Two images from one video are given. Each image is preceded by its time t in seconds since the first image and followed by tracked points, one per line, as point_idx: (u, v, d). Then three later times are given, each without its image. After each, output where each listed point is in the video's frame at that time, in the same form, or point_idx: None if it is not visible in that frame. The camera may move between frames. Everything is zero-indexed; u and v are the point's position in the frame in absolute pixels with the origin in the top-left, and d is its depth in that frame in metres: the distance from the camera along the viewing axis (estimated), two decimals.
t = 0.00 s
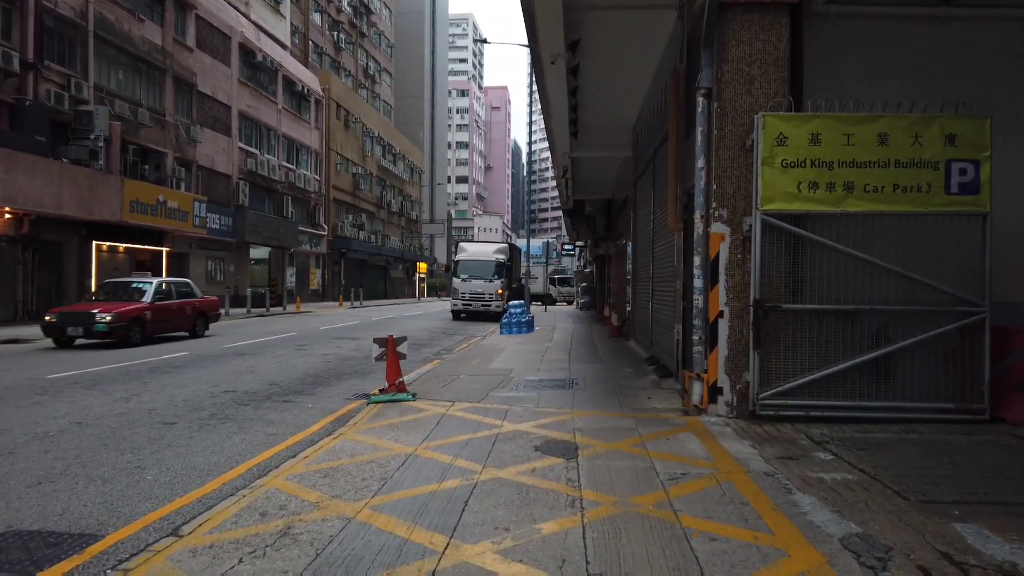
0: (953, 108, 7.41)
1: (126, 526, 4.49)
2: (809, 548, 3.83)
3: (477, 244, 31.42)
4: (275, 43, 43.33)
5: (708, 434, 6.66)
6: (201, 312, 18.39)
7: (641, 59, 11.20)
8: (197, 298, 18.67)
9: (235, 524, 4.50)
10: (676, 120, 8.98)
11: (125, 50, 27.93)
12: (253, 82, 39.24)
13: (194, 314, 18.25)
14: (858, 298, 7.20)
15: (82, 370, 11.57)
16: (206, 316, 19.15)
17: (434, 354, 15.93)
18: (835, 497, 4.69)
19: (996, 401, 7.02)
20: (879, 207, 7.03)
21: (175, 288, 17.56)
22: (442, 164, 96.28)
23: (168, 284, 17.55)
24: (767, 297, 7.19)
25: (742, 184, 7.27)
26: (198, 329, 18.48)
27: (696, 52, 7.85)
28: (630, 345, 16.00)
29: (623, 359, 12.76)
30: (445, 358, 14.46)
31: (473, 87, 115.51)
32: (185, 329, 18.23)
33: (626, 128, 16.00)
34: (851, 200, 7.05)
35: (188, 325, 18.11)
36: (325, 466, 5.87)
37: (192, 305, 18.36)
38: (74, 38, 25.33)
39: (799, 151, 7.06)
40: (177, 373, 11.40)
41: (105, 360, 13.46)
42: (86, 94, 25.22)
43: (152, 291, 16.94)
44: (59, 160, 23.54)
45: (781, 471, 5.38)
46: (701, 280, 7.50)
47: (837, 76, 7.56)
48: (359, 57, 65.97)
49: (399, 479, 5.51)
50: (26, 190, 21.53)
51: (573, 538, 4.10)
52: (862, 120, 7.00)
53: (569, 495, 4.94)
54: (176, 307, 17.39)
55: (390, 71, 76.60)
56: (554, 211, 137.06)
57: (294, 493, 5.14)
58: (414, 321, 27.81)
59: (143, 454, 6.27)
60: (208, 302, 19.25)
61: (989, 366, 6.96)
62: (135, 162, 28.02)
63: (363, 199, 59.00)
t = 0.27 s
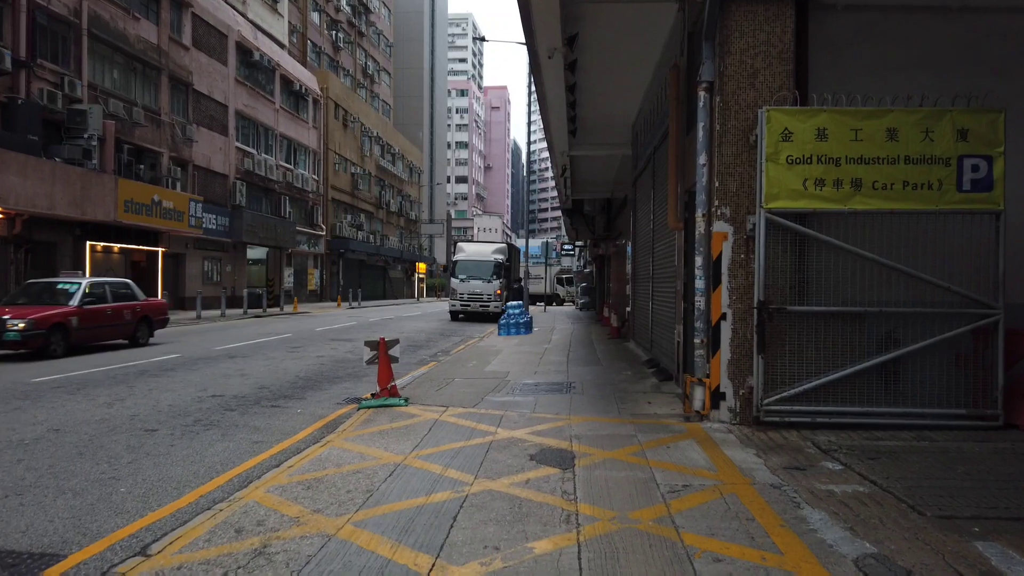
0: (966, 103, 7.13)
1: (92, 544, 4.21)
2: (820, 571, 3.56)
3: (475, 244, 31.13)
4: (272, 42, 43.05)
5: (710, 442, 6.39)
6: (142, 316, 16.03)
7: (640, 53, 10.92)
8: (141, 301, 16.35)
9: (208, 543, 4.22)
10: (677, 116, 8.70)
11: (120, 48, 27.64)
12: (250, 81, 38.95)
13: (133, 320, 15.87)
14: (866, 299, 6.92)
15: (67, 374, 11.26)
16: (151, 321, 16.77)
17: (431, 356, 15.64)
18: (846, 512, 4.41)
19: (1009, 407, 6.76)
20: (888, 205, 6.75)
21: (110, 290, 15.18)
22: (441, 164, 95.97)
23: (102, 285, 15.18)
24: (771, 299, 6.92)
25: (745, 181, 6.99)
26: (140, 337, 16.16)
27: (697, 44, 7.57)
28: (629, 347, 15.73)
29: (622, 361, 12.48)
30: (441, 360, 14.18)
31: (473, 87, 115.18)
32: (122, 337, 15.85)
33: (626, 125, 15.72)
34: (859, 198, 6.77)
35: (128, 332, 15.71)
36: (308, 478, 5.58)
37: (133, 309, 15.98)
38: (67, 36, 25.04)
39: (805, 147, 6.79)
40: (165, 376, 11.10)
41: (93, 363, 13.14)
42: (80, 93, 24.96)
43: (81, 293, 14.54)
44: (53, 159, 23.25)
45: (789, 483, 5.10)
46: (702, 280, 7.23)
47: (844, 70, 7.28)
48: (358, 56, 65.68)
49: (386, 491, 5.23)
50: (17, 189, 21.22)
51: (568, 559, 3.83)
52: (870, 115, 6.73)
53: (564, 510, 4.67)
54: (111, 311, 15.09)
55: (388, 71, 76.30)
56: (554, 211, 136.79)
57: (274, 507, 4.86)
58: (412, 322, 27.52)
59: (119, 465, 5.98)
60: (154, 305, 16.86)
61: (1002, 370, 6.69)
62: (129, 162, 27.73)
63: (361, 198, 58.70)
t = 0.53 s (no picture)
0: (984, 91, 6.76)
1: (49, 560, 3.91)
2: None
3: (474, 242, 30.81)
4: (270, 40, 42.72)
5: (714, 446, 6.07)
6: (57, 321, 13.59)
7: (641, 43, 10.59)
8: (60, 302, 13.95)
9: (174, 559, 3.90)
10: (679, 108, 8.38)
11: (114, 44, 27.31)
12: (247, 78, 38.62)
13: (48, 325, 13.48)
14: (877, 297, 6.59)
15: (51, 374, 10.93)
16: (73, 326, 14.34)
17: (427, 356, 15.33)
18: (864, 526, 4.08)
19: None
20: (902, 198, 6.42)
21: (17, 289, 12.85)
22: (441, 164, 95.64)
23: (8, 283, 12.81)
24: (779, 296, 6.60)
25: (751, 173, 6.67)
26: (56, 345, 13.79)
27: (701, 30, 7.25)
28: (630, 347, 15.41)
29: (621, 362, 12.14)
30: (437, 361, 13.86)
31: (472, 86, 114.83)
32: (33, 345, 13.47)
33: (626, 121, 15.40)
34: (870, 190, 6.45)
35: (38, 339, 13.32)
36: (290, 486, 5.26)
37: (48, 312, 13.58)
38: (60, 32, 24.72)
39: (814, 137, 6.48)
40: (151, 377, 10.77)
41: (79, 363, 12.81)
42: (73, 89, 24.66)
43: None
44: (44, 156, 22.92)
45: (800, 492, 4.77)
46: (705, 277, 6.90)
47: (856, 57, 6.94)
48: (357, 55, 65.38)
49: (370, 501, 4.90)
50: (8, 187, 20.90)
51: None
52: (884, 103, 6.41)
53: (559, 522, 4.34)
54: (16, 315, 12.73)
55: (388, 70, 75.97)
56: (554, 211, 136.46)
57: (250, 519, 4.54)
58: (410, 322, 27.19)
59: (90, 472, 5.66)
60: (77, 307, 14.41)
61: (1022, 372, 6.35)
62: (123, 159, 27.42)
63: (360, 198, 58.38)
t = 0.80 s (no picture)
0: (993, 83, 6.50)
1: None
2: None
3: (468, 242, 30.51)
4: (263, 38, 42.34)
5: (711, 454, 5.80)
6: None
7: (637, 35, 10.31)
8: None
9: None
10: (675, 102, 8.11)
11: (104, 41, 26.96)
12: (240, 77, 38.26)
13: None
14: (881, 297, 6.33)
15: (29, 377, 10.61)
16: None
17: (419, 357, 15.05)
18: (871, 543, 3.82)
19: None
20: (907, 194, 6.16)
21: None
22: (437, 163, 95.29)
23: None
24: (778, 297, 6.34)
25: (749, 168, 6.40)
26: None
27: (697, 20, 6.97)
28: (626, 348, 15.14)
29: (616, 363, 11.87)
30: (428, 362, 13.58)
31: (469, 86, 114.46)
32: None
33: (622, 118, 15.13)
34: (874, 186, 6.19)
35: None
36: (263, 498, 4.98)
37: None
38: (49, 28, 24.37)
39: (815, 131, 6.22)
40: (133, 380, 10.46)
41: (61, 365, 12.49)
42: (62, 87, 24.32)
43: None
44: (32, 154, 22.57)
45: (802, 504, 4.51)
46: (701, 276, 6.63)
47: (860, 47, 6.67)
48: (353, 54, 65.00)
49: (346, 514, 4.62)
50: None
51: None
52: (888, 95, 6.15)
53: (546, 537, 4.08)
54: None
55: (383, 69, 75.59)
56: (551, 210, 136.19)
57: (217, 534, 4.26)
58: (404, 322, 26.89)
59: (54, 482, 5.36)
60: None
61: None
62: (113, 158, 27.08)
63: (355, 197, 58.04)
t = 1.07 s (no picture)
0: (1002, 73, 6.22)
1: None
2: None
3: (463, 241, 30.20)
4: (256, 35, 41.96)
5: (708, 462, 5.51)
6: None
7: (632, 27, 10.02)
8: None
9: None
10: (670, 95, 7.83)
11: (93, 38, 26.59)
12: (233, 75, 37.88)
13: None
14: (885, 297, 6.04)
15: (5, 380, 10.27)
16: None
17: (410, 359, 14.74)
18: (882, 563, 3.53)
19: None
20: (912, 188, 5.88)
21: None
22: (433, 163, 94.96)
23: None
24: (778, 297, 6.06)
25: (748, 162, 6.11)
26: None
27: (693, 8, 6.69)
28: (621, 349, 14.84)
29: (611, 365, 11.58)
30: (419, 364, 13.26)
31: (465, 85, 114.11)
32: None
33: (618, 114, 14.83)
34: (878, 180, 5.91)
35: None
36: (232, 511, 4.67)
37: None
38: (36, 25, 23.98)
39: (816, 123, 5.95)
40: (112, 383, 10.13)
41: (41, 367, 12.15)
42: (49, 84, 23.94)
43: None
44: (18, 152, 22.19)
45: (805, 517, 4.22)
46: (698, 275, 6.35)
47: (863, 36, 6.39)
48: (348, 52, 64.63)
49: (319, 529, 4.32)
50: None
51: None
52: (893, 85, 5.87)
53: (531, 556, 3.79)
54: None
55: (379, 68, 75.23)
56: (547, 210, 135.88)
57: (178, 553, 3.96)
58: (397, 322, 26.57)
59: (13, 493, 5.05)
60: None
61: None
62: (102, 156, 26.69)
63: (350, 196, 57.67)
